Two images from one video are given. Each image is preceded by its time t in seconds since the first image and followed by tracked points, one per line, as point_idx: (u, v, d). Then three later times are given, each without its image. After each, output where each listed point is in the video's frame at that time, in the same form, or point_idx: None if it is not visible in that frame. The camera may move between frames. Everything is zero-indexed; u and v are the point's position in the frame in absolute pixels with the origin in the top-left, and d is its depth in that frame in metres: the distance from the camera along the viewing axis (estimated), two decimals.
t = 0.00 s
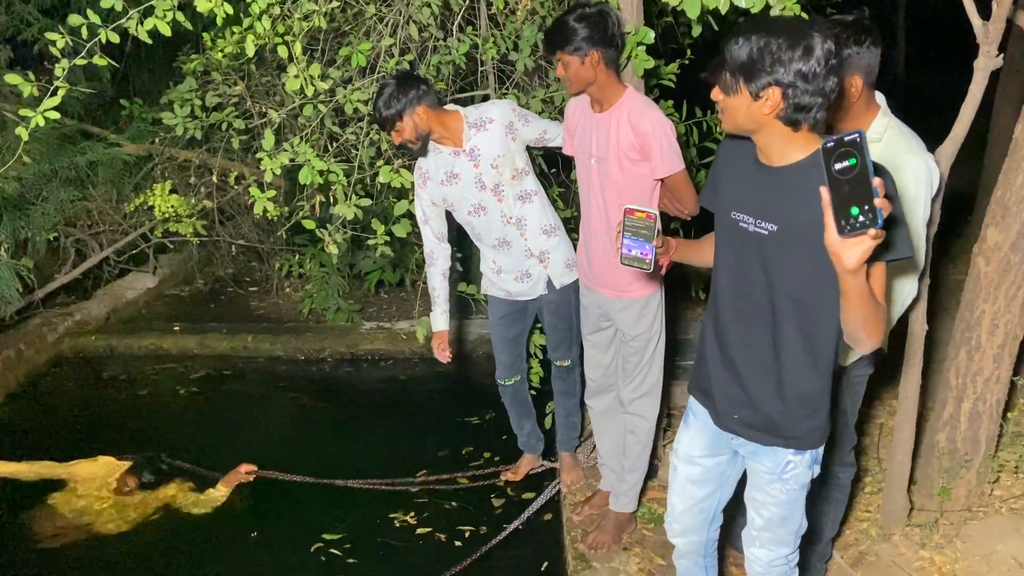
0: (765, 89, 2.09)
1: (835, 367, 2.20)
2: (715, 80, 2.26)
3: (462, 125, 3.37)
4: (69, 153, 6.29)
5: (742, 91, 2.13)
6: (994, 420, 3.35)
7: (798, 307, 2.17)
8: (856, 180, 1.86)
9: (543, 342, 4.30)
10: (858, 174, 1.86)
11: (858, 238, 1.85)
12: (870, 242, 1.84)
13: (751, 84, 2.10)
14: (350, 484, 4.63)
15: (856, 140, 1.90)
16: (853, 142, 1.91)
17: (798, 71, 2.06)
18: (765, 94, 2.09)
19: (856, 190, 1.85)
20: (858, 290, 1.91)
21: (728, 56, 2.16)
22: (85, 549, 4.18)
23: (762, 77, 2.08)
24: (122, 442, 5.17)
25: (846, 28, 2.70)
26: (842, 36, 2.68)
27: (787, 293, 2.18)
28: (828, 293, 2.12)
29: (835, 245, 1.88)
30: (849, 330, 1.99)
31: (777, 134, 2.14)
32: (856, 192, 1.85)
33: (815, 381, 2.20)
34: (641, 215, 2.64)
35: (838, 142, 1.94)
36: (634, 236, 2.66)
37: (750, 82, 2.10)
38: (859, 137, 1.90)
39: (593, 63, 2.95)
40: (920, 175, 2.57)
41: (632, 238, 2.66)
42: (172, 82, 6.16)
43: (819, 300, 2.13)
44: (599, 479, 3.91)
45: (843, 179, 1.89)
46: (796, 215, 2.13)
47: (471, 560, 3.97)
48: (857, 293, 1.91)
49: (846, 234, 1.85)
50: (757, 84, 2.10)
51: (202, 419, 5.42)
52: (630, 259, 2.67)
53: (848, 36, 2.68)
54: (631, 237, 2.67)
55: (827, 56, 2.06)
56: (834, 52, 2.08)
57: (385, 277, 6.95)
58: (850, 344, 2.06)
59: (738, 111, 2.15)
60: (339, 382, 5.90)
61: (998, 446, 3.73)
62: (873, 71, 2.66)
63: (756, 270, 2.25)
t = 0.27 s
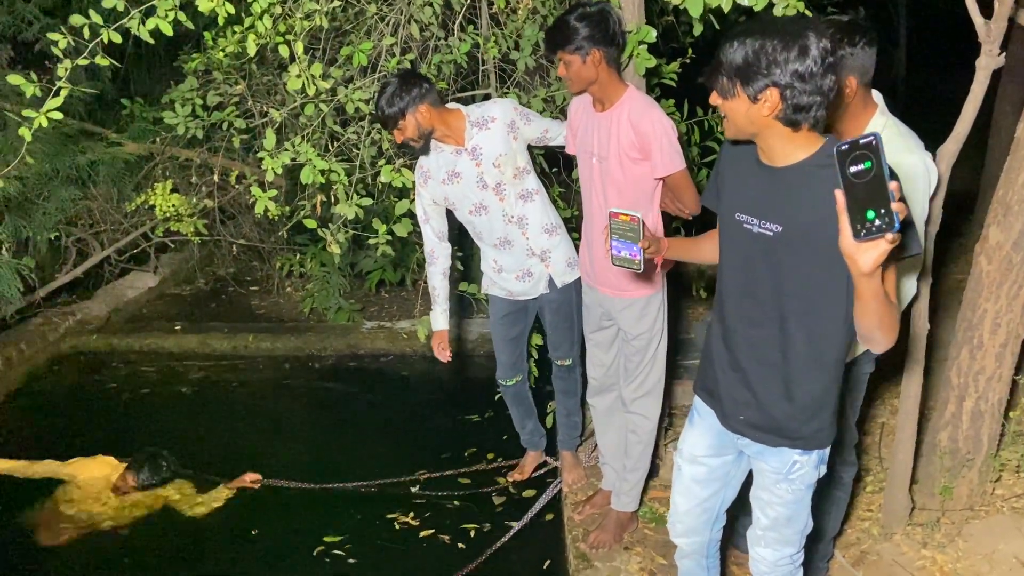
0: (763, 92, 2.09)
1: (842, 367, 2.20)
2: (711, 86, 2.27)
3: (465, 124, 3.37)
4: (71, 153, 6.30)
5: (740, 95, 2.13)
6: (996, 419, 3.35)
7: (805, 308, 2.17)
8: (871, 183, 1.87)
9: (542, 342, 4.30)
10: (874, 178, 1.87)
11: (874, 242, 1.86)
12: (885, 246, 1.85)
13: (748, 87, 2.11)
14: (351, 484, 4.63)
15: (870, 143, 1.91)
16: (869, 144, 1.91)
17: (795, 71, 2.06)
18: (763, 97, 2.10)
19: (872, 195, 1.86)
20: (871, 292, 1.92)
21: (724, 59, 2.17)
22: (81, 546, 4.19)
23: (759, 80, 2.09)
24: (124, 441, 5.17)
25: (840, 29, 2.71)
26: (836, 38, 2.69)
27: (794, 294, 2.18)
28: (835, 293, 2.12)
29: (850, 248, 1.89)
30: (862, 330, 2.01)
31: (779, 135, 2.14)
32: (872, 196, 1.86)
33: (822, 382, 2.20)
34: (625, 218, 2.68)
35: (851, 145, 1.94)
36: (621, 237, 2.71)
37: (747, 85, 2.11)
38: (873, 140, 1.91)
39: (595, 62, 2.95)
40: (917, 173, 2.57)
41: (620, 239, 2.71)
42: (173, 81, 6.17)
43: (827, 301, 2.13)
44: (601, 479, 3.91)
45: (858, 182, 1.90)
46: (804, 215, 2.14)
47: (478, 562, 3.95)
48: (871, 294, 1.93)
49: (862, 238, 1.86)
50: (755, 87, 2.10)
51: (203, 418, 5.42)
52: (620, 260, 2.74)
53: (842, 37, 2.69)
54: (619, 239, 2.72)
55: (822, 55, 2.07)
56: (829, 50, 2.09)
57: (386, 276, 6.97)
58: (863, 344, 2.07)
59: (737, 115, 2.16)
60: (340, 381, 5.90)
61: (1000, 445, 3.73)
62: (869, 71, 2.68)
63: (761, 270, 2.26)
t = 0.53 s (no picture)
0: (751, 94, 2.12)
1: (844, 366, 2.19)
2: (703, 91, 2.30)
3: (465, 124, 3.36)
4: (71, 152, 6.30)
5: (728, 99, 2.16)
6: (997, 419, 3.34)
7: (805, 307, 2.16)
8: (872, 195, 1.86)
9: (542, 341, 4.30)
10: (875, 191, 1.86)
11: (881, 252, 1.86)
12: (892, 256, 1.85)
13: (736, 90, 2.14)
14: (351, 484, 4.63)
15: (869, 155, 1.90)
16: (866, 157, 1.90)
17: (781, 72, 2.09)
18: (752, 99, 2.12)
19: (875, 207, 1.85)
20: (883, 298, 1.93)
21: (711, 64, 2.20)
22: (79, 547, 4.18)
23: (746, 83, 2.12)
24: (124, 441, 5.17)
25: (836, 30, 2.68)
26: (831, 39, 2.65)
27: (795, 294, 2.17)
28: (837, 292, 2.11)
29: (858, 259, 1.89)
30: (878, 331, 2.02)
31: (770, 136, 2.15)
32: (876, 208, 1.85)
33: (824, 381, 2.19)
34: (620, 218, 2.66)
35: (850, 157, 1.94)
36: (620, 238, 2.69)
37: (735, 88, 2.13)
38: (871, 151, 1.90)
39: (598, 62, 2.95)
40: (915, 173, 2.58)
41: (618, 240, 2.70)
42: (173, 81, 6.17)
43: (828, 301, 2.12)
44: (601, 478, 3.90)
45: (859, 196, 1.89)
46: (802, 216, 2.13)
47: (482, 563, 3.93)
48: (881, 299, 1.93)
49: (869, 250, 1.86)
50: (743, 90, 2.13)
51: (203, 418, 5.42)
52: (619, 260, 2.73)
53: (837, 39, 2.65)
54: (616, 239, 2.71)
55: (808, 54, 2.09)
56: (816, 48, 2.10)
57: (386, 276, 6.96)
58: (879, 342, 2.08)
59: (728, 118, 2.19)
60: (340, 380, 5.90)
61: (1000, 445, 3.73)
62: (864, 72, 2.66)
63: (761, 271, 2.25)
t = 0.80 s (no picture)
0: (723, 100, 2.13)
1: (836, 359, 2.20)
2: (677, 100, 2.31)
3: (466, 123, 3.36)
4: (70, 152, 6.30)
5: (701, 105, 2.17)
6: (996, 418, 3.34)
7: (795, 304, 2.17)
8: (868, 207, 1.88)
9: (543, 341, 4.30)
10: (869, 204, 1.87)
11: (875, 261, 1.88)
12: (886, 264, 1.87)
13: (708, 97, 2.15)
14: (351, 484, 4.63)
15: (863, 167, 1.91)
16: (861, 169, 1.91)
17: (750, 77, 2.10)
18: (725, 104, 2.14)
19: (869, 218, 1.87)
20: (876, 303, 1.95)
21: (682, 72, 2.20)
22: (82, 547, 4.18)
23: (718, 89, 2.13)
24: (125, 441, 5.17)
25: (832, 31, 2.68)
26: (827, 40, 2.64)
27: (784, 291, 2.18)
28: (827, 288, 2.12)
29: (852, 267, 1.91)
30: (868, 327, 2.02)
31: (746, 140, 2.16)
32: (870, 220, 1.87)
33: (816, 375, 2.20)
34: (611, 232, 2.70)
35: (845, 169, 1.94)
36: (612, 249, 2.75)
37: (707, 94, 2.14)
38: (866, 163, 1.91)
39: (602, 61, 2.94)
40: (912, 175, 2.58)
41: (610, 252, 2.75)
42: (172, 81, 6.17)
43: (818, 296, 2.13)
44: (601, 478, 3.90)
45: (854, 208, 1.90)
46: (788, 216, 2.12)
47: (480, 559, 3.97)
48: (874, 304, 1.95)
49: (863, 260, 1.88)
50: (715, 96, 2.14)
51: (203, 418, 5.42)
52: (611, 271, 2.77)
53: (834, 40, 2.64)
54: (609, 251, 2.75)
55: (777, 57, 2.10)
56: (785, 51, 2.12)
57: (386, 275, 6.96)
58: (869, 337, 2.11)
59: (702, 124, 2.20)
60: (340, 380, 5.90)
61: (1000, 444, 3.73)
62: (862, 72, 2.66)
63: (750, 270, 2.24)
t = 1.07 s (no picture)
0: (691, 102, 2.16)
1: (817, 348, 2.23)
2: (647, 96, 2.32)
3: (470, 121, 3.36)
4: (69, 153, 6.29)
5: (670, 107, 2.20)
6: (994, 419, 3.35)
7: (775, 297, 2.19)
8: (848, 197, 1.87)
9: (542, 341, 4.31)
10: (849, 194, 1.87)
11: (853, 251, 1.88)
12: (864, 254, 1.86)
13: (677, 99, 2.17)
14: (350, 485, 4.62)
15: (846, 157, 1.90)
16: (843, 159, 1.91)
17: (717, 80, 2.12)
18: (693, 106, 2.16)
19: (848, 207, 1.86)
20: (856, 293, 1.94)
21: (652, 74, 2.22)
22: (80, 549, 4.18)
23: (686, 91, 2.15)
24: (124, 442, 5.16)
25: (830, 32, 2.68)
26: (826, 41, 2.65)
27: (762, 286, 2.19)
28: (804, 277, 2.15)
29: (829, 255, 1.91)
30: (847, 315, 2.00)
31: (716, 141, 2.18)
32: (849, 210, 1.86)
33: (798, 365, 2.22)
34: (593, 231, 2.72)
35: (829, 159, 1.94)
36: (592, 249, 2.75)
37: (676, 96, 2.17)
38: (849, 154, 1.90)
39: (609, 60, 2.95)
40: (910, 175, 2.57)
41: (591, 251, 2.76)
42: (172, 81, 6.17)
43: (796, 288, 2.16)
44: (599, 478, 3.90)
45: (836, 197, 1.90)
46: (763, 210, 2.13)
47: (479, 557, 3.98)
48: (854, 294, 1.94)
49: (841, 249, 1.88)
50: (683, 98, 2.16)
51: (202, 419, 5.41)
52: (592, 270, 2.79)
53: (833, 41, 2.65)
54: (589, 251, 2.77)
55: (744, 61, 2.13)
56: (753, 55, 2.14)
57: (385, 276, 6.96)
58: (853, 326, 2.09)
59: (672, 126, 2.23)
60: (339, 381, 5.89)
61: (998, 445, 3.73)
62: (860, 74, 2.66)
63: (729, 268, 2.25)
